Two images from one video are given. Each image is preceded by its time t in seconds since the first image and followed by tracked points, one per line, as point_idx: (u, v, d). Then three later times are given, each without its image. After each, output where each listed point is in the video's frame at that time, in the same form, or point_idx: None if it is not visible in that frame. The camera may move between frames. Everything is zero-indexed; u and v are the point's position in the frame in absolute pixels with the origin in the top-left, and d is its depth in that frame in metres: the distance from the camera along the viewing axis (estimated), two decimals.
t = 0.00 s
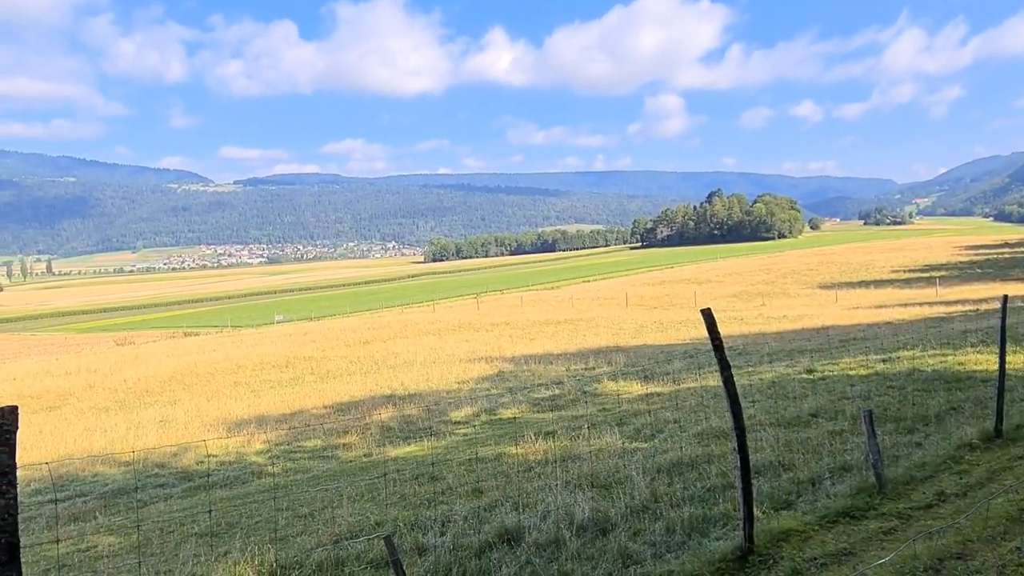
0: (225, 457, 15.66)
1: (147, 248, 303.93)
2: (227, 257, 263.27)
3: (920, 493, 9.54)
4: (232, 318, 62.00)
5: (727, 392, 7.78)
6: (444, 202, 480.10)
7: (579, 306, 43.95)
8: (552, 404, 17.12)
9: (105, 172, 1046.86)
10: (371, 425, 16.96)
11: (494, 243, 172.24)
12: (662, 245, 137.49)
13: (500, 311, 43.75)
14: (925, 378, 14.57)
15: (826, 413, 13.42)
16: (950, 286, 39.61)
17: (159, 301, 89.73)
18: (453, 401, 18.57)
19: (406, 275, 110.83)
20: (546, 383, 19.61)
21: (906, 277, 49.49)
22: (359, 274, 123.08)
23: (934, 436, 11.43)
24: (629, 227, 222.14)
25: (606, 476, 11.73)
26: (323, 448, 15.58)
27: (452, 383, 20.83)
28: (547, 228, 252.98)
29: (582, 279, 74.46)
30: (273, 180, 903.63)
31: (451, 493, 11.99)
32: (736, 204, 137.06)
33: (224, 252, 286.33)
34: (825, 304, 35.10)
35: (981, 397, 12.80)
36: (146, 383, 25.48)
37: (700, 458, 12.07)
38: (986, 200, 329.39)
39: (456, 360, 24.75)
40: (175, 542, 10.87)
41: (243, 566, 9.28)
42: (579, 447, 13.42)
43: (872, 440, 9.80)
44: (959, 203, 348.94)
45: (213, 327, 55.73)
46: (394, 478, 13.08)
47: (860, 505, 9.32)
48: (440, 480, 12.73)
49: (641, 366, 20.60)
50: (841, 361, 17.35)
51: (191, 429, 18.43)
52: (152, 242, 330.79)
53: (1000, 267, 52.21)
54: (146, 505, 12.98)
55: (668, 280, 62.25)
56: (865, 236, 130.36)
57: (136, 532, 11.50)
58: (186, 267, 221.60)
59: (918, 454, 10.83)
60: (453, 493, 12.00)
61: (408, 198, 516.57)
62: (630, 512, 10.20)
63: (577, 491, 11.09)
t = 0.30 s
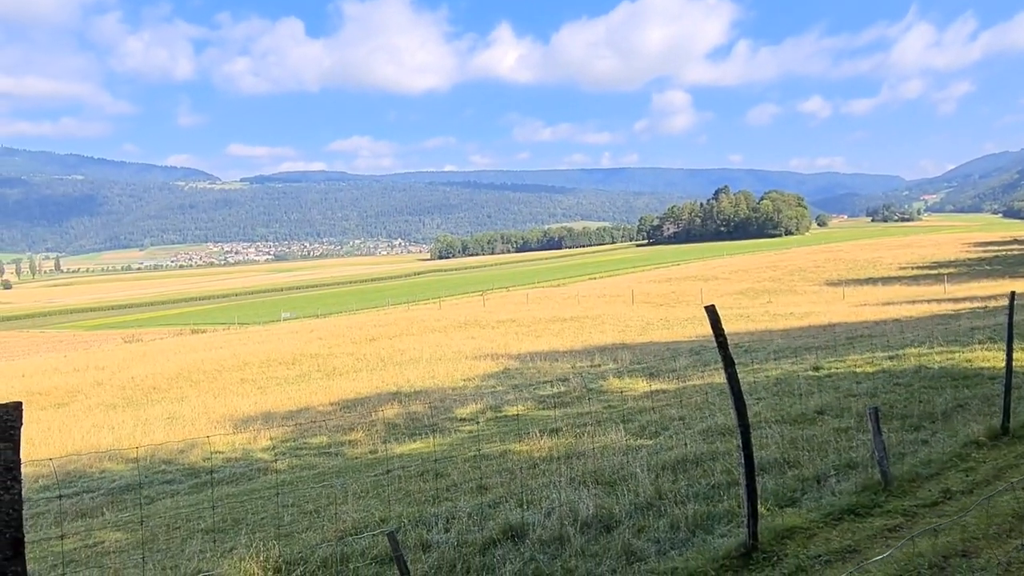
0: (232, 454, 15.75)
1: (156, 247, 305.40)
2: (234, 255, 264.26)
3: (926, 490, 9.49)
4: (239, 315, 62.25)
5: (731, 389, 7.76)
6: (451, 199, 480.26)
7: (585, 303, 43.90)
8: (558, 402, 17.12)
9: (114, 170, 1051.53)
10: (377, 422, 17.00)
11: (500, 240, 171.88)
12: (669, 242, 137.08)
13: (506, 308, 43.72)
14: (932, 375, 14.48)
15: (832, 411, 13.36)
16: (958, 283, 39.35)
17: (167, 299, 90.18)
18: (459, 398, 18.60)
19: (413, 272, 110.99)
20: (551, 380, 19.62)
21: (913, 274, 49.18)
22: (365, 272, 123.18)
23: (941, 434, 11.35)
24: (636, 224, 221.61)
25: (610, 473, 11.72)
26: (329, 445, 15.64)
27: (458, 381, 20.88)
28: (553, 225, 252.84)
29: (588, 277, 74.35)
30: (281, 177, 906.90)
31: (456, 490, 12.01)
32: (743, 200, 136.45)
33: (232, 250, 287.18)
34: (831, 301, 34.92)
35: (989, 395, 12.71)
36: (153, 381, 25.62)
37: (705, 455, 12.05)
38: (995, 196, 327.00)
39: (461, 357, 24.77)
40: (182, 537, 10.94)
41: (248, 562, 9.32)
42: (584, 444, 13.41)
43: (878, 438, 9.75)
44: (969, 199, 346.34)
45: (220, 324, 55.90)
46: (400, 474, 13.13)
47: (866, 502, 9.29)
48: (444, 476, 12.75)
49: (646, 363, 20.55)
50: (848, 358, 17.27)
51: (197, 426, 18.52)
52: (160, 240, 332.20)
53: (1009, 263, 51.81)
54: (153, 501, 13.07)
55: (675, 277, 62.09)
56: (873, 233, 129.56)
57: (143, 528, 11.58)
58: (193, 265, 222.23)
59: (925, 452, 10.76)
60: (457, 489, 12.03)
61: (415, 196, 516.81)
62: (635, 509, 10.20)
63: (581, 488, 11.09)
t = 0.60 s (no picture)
0: (238, 450, 15.81)
1: (162, 244, 306.36)
2: (239, 253, 264.98)
3: (932, 488, 9.46)
4: (244, 313, 62.42)
5: (735, 386, 7.73)
6: (456, 196, 480.29)
7: (591, 300, 43.87)
8: (562, 399, 17.13)
9: (121, 168, 1054.64)
10: (382, 418, 17.06)
11: (506, 238, 171.66)
12: (674, 239, 136.84)
13: (511, 306, 43.78)
14: (938, 372, 14.44)
15: (837, 408, 13.32)
16: (964, 280, 39.18)
17: (173, 296, 90.53)
18: (464, 395, 18.63)
19: (418, 270, 110.96)
20: (556, 377, 19.65)
21: (920, 271, 49.00)
22: (371, 269, 123.31)
23: (947, 431, 11.32)
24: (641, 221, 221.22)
25: (615, 470, 11.72)
26: (334, 442, 15.68)
27: (463, 378, 20.91)
28: (558, 223, 252.99)
29: (594, 274, 74.27)
30: (286, 175, 908.79)
31: (460, 487, 12.02)
32: (749, 197, 136.06)
33: (238, 248, 287.69)
34: (837, 298, 34.81)
35: (995, 392, 12.66)
36: (160, 378, 25.75)
37: (710, 452, 12.05)
38: (1003, 193, 325.25)
39: (467, 354, 24.83)
40: (188, 534, 11.00)
41: (253, 558, 9.36)
42: (588, 441, 13.43)
43: (883, 435, 9.72)
44: (976, 196, 344.56)
45: (226, 322, 56.08)
46: (404, 471, 13.16)
47: (871, 499, 9.27)
48: (449, 473, 12.78)
49: (651, 361, 20.53)
50: (853, 355, 17.23)
51: (203, 423, 18.61)
52: (166, 238, 333.34)
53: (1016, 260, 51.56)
54: (159, 498, 13.15)
55: (680, 274, 62.03)
56: (879, 229, 129.03)
57: (149, 524, 11.65)
58: (199, 262, 222.56)
59: (930, 449, 10.74)
60: (462, 486, 12.05)
61: (420, 193, 517.11)
62: (639, 506, 10.19)
63: (586, 485, 11.10)
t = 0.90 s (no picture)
0: (243, 448, 15.85)
1: (166, 242, 306.89)
2: (243, 250, 265.10)
3: (939, 486, 9.46)
4: (248, 311, 62.51)
5: (742, 383, 7.72)
6: (459, 193, 480.22)
7: (594, 298, 43.87)
8: (567, 396, 17.16)
9: (123, 166, 1055.90)
10: (387, 416, 17.09)
11: (509, 235, 171.50)
12: (678, 237, 136.72)
13: (514, 303, 43.82)
14: (944, 370, 14.43)
15: (844, 406, 13.32)
16: (969, 277, 39.07)
17: (178, 294, 90.78)
18: (468, 392, 18.65)
19: (421, 267, 111.13)
20: (561, 375, 19.67)
21: (925, 268, 48.93)
22: (374, 267, 123.38)
23: (953, 429, 11.31)
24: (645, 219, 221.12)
25: (621, 468, 11.74)
26: (339, 439, 15.72)
27: (467, 375, 20.95)
28: (562, 220, 252.93)
29: (597, 271, 74.26)
30: (289, 172, 909.60)
31: (466, 484, 12.05)
32: (752, 194, 135.87)
33: (241, 245, 287.85)
34: (841, 295, 34.75)
35: (1002, 390, 12.64)
36: (165, 375, 25.82)
37: (716, 450, 12.06)
38: (1007, 189, 324.30)
39: (471, 351, 24.86)
40: (196, 531, 11.04)
41: (260, 555, 9.38)
42: (594, 438, 13.44)
43: (890, 433, 9.72)
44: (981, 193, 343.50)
45: (230, 319, 56.14)
46: (411, 468, 13.19)
47: (878, 497, 9.27)
48: (455, 471, 12.80)
49: (656, 358, 20.56)
50: (859, 353, 17.19)
51: (209, 420, 18.67)
52: (170, 235, 333.80)
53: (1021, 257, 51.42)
54: (166, 495, 13.18)
55: (684, 271, 61.99)
56: (883, 227, 128.79)
57: (156, 522, 11.68)
58: (202, 260, 222.80)
59: (937, 446, 10.74)
60: (468, 484, 12.07)
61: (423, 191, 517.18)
62: (646, 504, 10.21)
63: (592, 483, 11.10)
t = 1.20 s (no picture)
0: (248, 445, 15.89)
1: (168, 240, 307.00)
2: (245, 248, 265.08)
3: (945, 484, 9.47)
4: (251, 308, 62.54)
5: (750, 381, 7.72)
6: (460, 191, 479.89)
7: (597, 295, 43.90)
8: (571, 394, 17.18)
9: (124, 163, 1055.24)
10: (391, 414, 17.11)
11: (511, 233, 171.48)
12: (681, 234, 136.62)
13: (517, 301, 43.86)
14: (949, 368, 14.45)
15: (849, 403, 13.35)
16: (973, 275, 39.05)
17: (180, 292, 90.81)
18: (472, 390, 18.67)
19: (424, 265, 111.12)
20: (565, 373, 19.68)
21: (928, 266, 48.90)
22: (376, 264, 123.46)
23: (959, 427, 11.33)
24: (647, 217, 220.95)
25: (627, 466, 11.76)
26: (344, 437, 15.73)
27: (471, 373, 20.98)
28: (564, 219, 252.70)
29: (600, 269, 74.27)
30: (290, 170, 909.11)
31: (472, 482, 12.07)
32: (755, 192, 135.74)
33: (244, 243, 288.26)
34: (844, 293, 34.74)
35: (1008, 388, 12.67)
36: (169, 373, 25.86)
37: (722, 447, 12.08)
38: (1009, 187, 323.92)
39: (474, 349, 24.88)
40: (203, 528, 11.07)
41: (268, 552, 9.40)
42: (599, 436, 13.47)
43: (897, 430, 9.74)
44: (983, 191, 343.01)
45: (234, 317, 56.18)
46: (416, 466, 13.22)
47: (885, 495, 9.28)
48: (461, 468, 12.82)
49: (659, 356, 20.57)
50: (863, 351, 17.21)
51: (213, 418, 18.72)
52: (171, 233, 333.86)
53: None
54: (172, 492, 13.21)
55: (687, 269, 62.00)
56: (886, 224, 128.65)
57: (163, 519, 11.70)
58: (205, 258, 222.68)
59: (943, 444, 10.76)
60: (474, 481, 12.10)
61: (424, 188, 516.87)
62: (652, 501, 10.22)
63: (598, 481, 11.12)
